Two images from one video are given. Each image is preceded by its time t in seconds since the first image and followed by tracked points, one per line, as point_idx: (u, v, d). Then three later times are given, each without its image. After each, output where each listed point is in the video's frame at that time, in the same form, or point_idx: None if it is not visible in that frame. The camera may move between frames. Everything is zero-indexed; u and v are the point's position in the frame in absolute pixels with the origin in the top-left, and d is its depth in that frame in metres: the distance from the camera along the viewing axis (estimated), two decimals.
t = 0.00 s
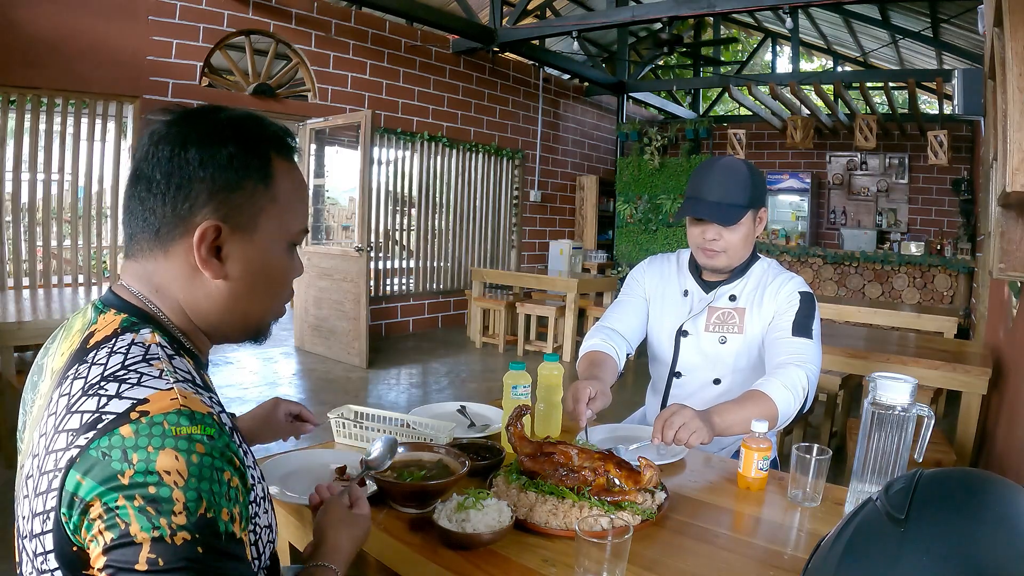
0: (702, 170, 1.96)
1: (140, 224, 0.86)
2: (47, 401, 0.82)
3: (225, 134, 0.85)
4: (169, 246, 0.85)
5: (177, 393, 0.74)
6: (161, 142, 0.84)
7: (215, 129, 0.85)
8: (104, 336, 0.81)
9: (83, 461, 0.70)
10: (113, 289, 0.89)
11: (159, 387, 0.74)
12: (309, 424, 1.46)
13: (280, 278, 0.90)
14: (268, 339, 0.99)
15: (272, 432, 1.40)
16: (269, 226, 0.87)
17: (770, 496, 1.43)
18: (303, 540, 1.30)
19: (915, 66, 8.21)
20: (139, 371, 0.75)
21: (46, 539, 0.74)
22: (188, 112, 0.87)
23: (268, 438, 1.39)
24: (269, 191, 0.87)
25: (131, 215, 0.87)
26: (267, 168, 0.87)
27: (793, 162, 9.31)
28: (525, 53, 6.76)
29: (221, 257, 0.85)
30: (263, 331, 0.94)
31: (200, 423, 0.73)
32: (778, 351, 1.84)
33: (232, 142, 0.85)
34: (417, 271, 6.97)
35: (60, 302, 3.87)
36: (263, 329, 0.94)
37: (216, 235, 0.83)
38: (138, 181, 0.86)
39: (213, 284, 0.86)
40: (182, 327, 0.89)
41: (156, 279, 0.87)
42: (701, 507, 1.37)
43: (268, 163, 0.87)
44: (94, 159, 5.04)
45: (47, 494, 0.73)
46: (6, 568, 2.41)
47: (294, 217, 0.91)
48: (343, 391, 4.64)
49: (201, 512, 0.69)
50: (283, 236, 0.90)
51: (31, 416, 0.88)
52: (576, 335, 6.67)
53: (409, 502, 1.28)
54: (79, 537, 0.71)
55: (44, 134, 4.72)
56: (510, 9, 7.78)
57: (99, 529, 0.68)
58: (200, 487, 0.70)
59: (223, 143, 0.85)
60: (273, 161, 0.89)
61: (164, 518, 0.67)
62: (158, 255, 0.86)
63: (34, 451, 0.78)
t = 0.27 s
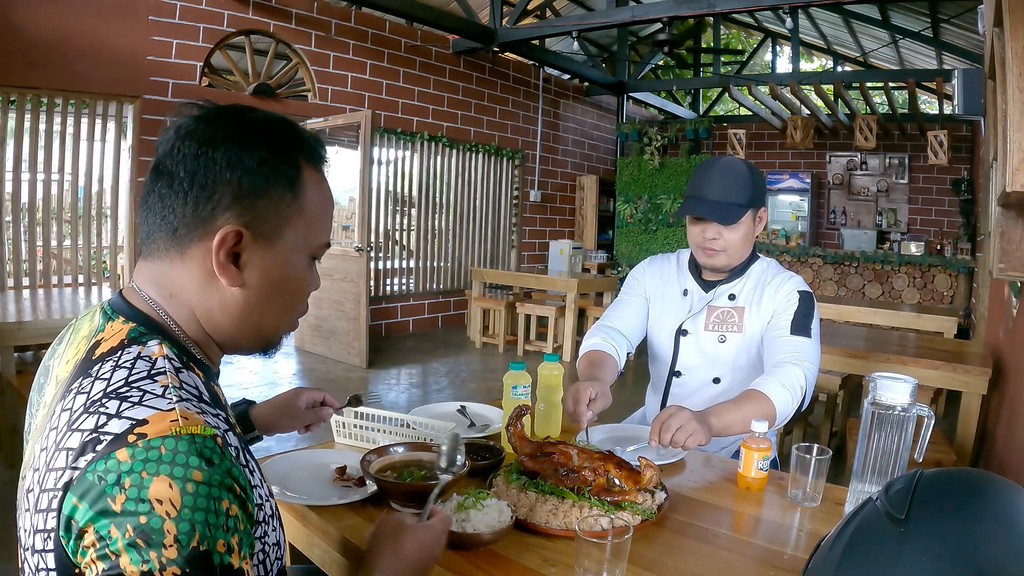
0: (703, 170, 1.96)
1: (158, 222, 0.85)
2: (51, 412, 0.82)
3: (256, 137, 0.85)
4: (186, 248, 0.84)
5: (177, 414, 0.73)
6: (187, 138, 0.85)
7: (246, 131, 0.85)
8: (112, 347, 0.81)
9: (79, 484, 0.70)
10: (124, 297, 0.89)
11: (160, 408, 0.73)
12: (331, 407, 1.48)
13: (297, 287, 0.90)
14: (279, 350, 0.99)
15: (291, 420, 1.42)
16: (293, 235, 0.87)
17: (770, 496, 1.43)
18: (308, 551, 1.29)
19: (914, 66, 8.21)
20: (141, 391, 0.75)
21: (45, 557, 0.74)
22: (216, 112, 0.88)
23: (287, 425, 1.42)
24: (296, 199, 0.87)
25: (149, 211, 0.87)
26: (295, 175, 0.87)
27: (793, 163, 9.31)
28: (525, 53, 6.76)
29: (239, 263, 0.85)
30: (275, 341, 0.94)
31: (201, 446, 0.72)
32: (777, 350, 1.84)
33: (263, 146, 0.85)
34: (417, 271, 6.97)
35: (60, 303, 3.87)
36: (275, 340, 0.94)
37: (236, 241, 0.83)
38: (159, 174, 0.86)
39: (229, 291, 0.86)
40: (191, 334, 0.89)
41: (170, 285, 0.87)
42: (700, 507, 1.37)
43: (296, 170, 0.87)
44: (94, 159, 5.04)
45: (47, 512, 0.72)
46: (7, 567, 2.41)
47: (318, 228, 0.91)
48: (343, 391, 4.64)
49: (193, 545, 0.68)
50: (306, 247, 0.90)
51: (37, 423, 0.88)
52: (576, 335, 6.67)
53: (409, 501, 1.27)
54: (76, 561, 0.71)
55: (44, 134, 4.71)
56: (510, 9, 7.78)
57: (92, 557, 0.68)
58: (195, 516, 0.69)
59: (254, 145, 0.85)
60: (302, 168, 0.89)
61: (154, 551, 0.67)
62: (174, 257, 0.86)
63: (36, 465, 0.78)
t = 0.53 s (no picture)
0: (703, 168, 1.96)
1: (160, 225, 0.85)
2: (52, 420, 0.82)
3: (261, 139, 0.85)
4: (188, 252, 0.84)
5: (182, 417, 0.73)
6: (191, 139, 0.84)
7: (251, 133, 0.85)
8: (112, 353, 0.81)
9: (91, 498, 0.70)
10: (122, 300, 0.89)
11: (163, 413, 0.73)
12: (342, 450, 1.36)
13: (300, 293, 0.90)
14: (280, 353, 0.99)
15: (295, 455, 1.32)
16: (297, 241, 0.87)
17: (770, 496, 1.43)
18: (314, 552, 1.31)
19: (915, 66, 8.21)
20: (143, 397, 0.74)
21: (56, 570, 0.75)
22: (218, 114, 0.87)
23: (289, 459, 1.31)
24: (300, 204, 0.87)
25: (150, 213, 0.86)
26: (299, 179, 0.87)
27: (793, 162, 9.31)
28: (525, 53, 6.76)
29: (241, 268, 0.84)
30: (275, 346, 0.94)
31: (208, 449, 0.72)
32: (776, 349, 1.84)
33: (268, 150, 0.85)
34: (417, 271, 6.97)
35: (61, 302, 3.87)
36: (275, 345, 0.94)
37: (238, 247, 0.82)
38: (162, 175, 0.86)
39: (230, 297, 0.86)
40: (193, 338, 0.89)
41: (171, 289, 0.87)
42: (700, 507, 1.37)
43: (302, 174, 0.87)
44: (94, 159, 5.04)
45: (56, 524, 0.73)
46: (7, 567, 2.41)
47: (321, 233, 0.91)
48: (343, 391, 4.64)
49: (218, 548, 0.69)
50: (309, 252, 0.90)
51: (37, 429, 0.88)
52: (576, 335, 6.67)
53: (409, 501, 1.28)
54: None
55: (44, 134, 4.71)
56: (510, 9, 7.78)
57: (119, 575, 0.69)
58: (213, 520, 0.69)
59: (259, 148, 0.84)
60: (306, 172, 0.88)
61: (180, 562, 0.68)
62: (174, 261, 0.85)
63: (39, 476, 0.78)
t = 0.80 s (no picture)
0: (703, 168, 1.95)
1: (151, 223, 0.85)
2: (43, 423, 0.82)
3: (255, 137, 0.85)
4: (180, 250, 0.84)
5: (175, 412, 0.73)
6: (184, 136, 0.84)
7: (244, 132, 0.85)
8: (102, 353, 0.81)
9: (92, 502, 0.70)
10: (111, 302, 0.88)
11: (157, 409, 0.73)
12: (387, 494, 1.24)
13: (293, 292, 0.90)
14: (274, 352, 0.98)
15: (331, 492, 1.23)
16: (290, 239, 0.87)
17: (770, 496, 1.43)
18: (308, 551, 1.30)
19: (915, 66, 8.21)
20: (135, 394, 0.74)
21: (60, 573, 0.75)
22: (210, 112, 0.87)
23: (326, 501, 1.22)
24: (294, 202, 0.87)
25: (141, 211, 0.86)
26: (293, 177, 0.87)
27: (793, 163, 9.31)
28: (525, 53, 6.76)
29: (235, 266, 0.84)
30: (267, 346, 0.94)
31: (206, 441, 0.72)
32: (776, 349, 1.84)
33: (261, 147, 0.85)
34: (417, 271, 6.97)
35: (61, 303, 3.87)
36: (267, 345, 0.93)
37: (232, 244, 0.82)
38: (152, 173, 0.85)
39: (225, 295, 0.85)
40: (185, 337, 0.88)
41: (161, 287, 0.87)
42: (700, 507, 1.37)
43: (295, 172, 0.87)
44: (94, 159, 5.03)
45: (55, 528, 0.73)
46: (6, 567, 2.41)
47: (315, 232, 0.91)
48: (343, 391, 4.64)
49: (231, 538, 0.71)
50: (302, 251, 0.90)
51: (28, 433, 0.88)
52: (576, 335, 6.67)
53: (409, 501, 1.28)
54: None
55: (44, 133, 4.71)
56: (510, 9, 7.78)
57: None
58: (222, 513, 0.71)
59: (252, 147, 0.85)
60: (299, 171, 0.89)
61: (197, 558, 0.69)
62: (166, 259, 0.85)
63: (32, 480, 0.78)
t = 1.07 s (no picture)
0: (702, 168, 1.95)
1: (139, 225, 0.85)
2: (37, 423, 0.82)
3: (236, 131, 0.85)
4: (168, 251, 0.84)
5: (169, 412, 0.73)
6: (166, 134, 0.85)
7: (226, 128, 0.85)
8: (96, 352, 0.81)
9: (84, 502, 0.70)
10: (107, 302, 0.89)
11: (150, 409, 0.73)
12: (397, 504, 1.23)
13: (287, 291, 0.88)
14: (276, 353, 0.97)
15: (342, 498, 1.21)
16: (278, 234, 0.86)
17: (770, 496, 1.43)
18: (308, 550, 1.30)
19: (915, 66, 8.21)
20: (128, 394, 0.74)
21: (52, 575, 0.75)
22: (194, 110, 0.87)
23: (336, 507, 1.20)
24: (280, 197, 0.85)
25: (131, 214, 0.86)
26: (277, 171, 0.86)
27: (793, 163, 9.32)
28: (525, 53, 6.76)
29: (221, 265, 0.83)
30: (267, 348, 0.92)
31: (199, 441, 0.72)
32: (778, 349, 1.84)
33: (243, 142, 0.84)
34: (417, 271, 6.97)
35: (61, 302, 3.87)
36: (266, 346, 0.92)
37: (216, 242, 0.82)
38: (139, 174, 0.86)
39: (212, 295, 0.84)
40: (180, 338, 0.88)
41: (153, 288, 0.87)
42: (700, 507, 1.37)
43: (280, 166, 0.86)
44: (94, 158, 5.03)
45: (48, 529, 0.73)
46: (5, 567, 2.41)
47: (305, 228, 0.89)
48: (343, 391, 4.64)
49: (226, 539, 0.71)
50: (295, 246, 0.88)
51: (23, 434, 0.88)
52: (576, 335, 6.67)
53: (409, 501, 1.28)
54: None
55: (44, 133, 4.71)
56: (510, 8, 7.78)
57: None
58: (216, 513, 0.71)
59: (232, 142, 0.84)
60: (285, 165, 0.87)
61: (190, 559, 0.69)
62: (154, 260, 0.85)
63: (26, 479, 0.78)
